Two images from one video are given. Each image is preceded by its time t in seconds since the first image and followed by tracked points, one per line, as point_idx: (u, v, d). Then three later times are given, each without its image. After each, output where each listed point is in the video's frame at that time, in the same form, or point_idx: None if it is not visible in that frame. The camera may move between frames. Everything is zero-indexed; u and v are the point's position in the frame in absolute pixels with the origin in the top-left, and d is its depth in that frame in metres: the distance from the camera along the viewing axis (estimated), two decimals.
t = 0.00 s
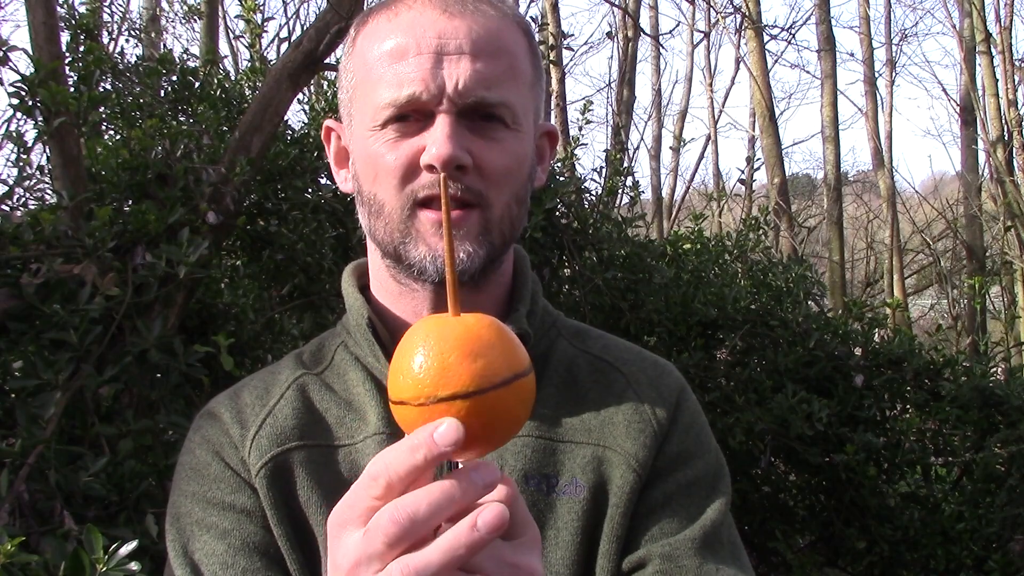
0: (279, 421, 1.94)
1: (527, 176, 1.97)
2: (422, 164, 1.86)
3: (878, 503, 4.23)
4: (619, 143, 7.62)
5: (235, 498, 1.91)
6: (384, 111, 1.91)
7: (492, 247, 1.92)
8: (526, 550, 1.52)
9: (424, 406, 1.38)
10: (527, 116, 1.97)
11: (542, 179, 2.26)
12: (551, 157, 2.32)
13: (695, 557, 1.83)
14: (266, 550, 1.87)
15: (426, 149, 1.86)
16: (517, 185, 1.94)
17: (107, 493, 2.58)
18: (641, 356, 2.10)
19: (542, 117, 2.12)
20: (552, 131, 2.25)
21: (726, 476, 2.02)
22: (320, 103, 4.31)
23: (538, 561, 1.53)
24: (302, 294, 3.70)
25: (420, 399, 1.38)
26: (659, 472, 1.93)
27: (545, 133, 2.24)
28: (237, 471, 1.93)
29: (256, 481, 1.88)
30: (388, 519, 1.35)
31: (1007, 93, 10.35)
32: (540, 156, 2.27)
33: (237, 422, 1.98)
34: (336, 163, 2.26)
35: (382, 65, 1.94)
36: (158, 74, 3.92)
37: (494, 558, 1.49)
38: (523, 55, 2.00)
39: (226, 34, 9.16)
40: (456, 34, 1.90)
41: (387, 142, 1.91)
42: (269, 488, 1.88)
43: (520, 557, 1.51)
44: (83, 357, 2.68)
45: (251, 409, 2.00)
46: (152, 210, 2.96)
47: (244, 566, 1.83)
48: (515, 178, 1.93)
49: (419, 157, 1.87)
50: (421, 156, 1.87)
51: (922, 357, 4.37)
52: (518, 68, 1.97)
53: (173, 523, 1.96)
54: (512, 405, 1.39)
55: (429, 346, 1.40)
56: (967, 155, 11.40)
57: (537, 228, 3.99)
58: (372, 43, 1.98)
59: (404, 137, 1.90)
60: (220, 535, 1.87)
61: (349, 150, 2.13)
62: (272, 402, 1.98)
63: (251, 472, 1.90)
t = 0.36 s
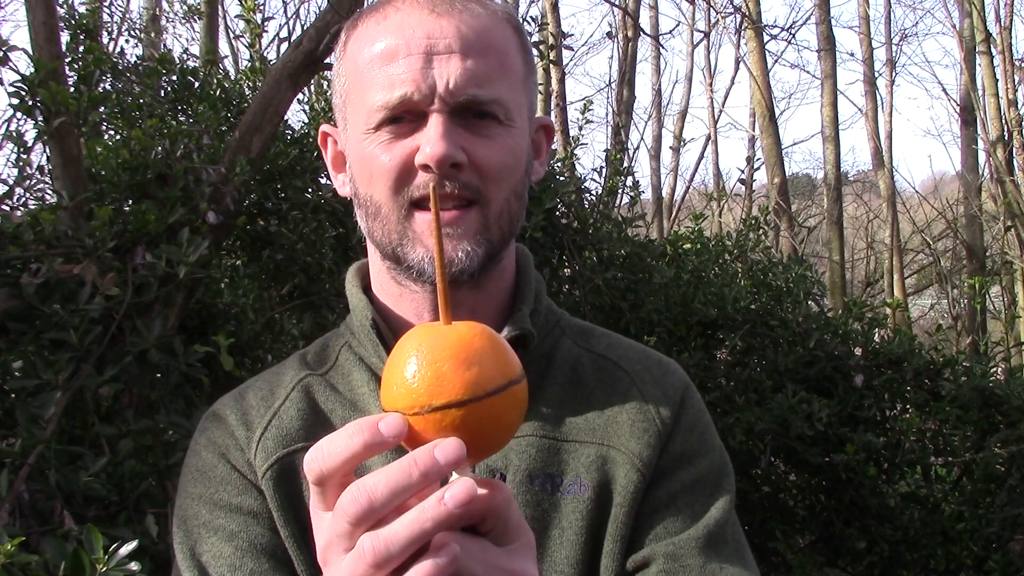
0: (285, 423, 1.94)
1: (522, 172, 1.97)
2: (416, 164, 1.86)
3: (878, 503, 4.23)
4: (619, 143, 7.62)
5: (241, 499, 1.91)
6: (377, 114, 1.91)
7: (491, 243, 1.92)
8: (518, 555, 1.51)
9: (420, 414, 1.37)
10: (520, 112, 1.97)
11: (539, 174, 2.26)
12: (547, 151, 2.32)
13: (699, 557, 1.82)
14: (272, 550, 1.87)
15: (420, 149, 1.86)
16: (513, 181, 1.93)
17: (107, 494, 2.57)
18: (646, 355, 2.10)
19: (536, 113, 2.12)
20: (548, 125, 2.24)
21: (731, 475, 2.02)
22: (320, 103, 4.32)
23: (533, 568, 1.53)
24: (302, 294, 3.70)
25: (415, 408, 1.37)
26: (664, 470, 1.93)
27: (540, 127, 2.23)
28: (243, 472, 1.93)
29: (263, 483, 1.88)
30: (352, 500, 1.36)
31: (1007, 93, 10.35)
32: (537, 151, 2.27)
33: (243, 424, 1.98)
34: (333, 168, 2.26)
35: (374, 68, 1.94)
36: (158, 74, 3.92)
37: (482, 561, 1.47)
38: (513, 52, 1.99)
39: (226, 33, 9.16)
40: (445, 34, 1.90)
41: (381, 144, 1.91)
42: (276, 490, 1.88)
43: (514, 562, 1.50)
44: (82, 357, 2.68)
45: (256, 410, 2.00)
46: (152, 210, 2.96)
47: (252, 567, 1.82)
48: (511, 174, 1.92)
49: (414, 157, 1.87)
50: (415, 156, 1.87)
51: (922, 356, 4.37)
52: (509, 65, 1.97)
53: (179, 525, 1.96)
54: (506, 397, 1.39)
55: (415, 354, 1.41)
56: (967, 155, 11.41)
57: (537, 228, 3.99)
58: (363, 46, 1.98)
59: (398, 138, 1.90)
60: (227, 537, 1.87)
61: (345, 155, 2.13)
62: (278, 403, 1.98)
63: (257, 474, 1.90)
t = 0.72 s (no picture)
0: (286, 420, 1.94)
1: (525, 167, 1.97)
2: (420, 160, 1.87)
3: (878, 503, 4.23)
4: (619, 143, 7.62)
5: (242, 498, 1.91)
6: (379, 109, 1.91)
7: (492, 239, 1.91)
8: (532, 547, 1.55)
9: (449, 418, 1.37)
10: (522, 107, 1.98)
11: (540, 173, 2.26)
12: (548, 150, 2.32)
13: (707, 551, 1.82)
14: (274, 548, 1.87)
15: (423, 144, 1.87)
16: (516, 176, 1.93)
17: (107, 494, 2.57)
18: (649, 351, 2.10)
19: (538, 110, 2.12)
20: (548, 124, 2.25)
21: (736, 470, 2.02)
22: (320, 103, 4.32)
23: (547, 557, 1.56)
24: (302, 294, 3.69)
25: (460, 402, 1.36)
26: (669, 465, 1.93)
27: (541, 126, 2.23)
28: (245, 471, 1.93)
29: (264, 481, 1.88)
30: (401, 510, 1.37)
31: (1007, 93, 10.35)
32: (538, 149, 2.27)
33: (245, 422, 1.98)
34: (335, 168, 2.26)
35: (376, 64, 1.94)
36: (158, 74, 3.92)
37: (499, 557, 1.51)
38: (514, 48, 1.99)
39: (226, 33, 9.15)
40: (448, 28, 1.90)
41: (385, 140, 1.91)
42: (277, 488, 1.88)
43: (528, 555, 1.54)
44: (82, 357, 2.68)
45: (257, 408, 2.00)
46: (152, 210, 2.96)
47: (253, 567, 1.83)
48: (514, 169, 1.92)
49: (418, 153, 1.87)
50: (419, 151, 1.87)
51: (922, 357, 4.38)
52: (511, 61, 1.97)
53: (181, 524, 1.96)
54: (514, 337, 1.43)
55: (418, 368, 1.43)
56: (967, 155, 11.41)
57: (537, 228, 3.98)
58: (365, 42, 1.98)
59: (401, 134, 1.90)
60: (228, 536, 1.88)
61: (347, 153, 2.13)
62: (279, 401, 1.98)
63: (259, 472, 1.90)
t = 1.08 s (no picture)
0: (282, 407, 1.95)
1: (528, 154, 1.97)
2: (420, 141, 1.86)
3: (878, 503, 4.23)
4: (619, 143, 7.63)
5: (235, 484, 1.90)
6: (380, 94, 1.92)
7: (498, 224, 1.90)
8: (551, 556, 1.45)
9: (468, 421, 1.37)
10: (524, 95, 1.98)
11: (544, 167, 2.26)
12: (551, 148, 2.32)
13: (710, 553, 1.82)
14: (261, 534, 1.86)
15: (423, 127, 1.86)
16: (518, 162, 1.92)
17: (107, 493, 2.57)
18: (650, 350, 2.10)
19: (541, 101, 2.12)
20: (552, 120, 2.25)
21: (736, 470, 2.02)
22: (320, 103, 4.32)
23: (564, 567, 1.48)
24: (302, 293, 3.65)
25: (466, 409, 1.37)
26: (670, 465, 1.93)
27: (545, 121, 2.24)
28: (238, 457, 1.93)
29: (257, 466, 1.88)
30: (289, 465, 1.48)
31: (1007, 93, 10.35)
32: (541, 144, 2.27)
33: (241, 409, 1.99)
34: (335, 163, 2.26)
35: (376, 50, 1.96)
36: (158, 74, 3.92)
37: (520, 567, 1.40)
38: (516, 37, 2.01)
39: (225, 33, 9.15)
40: (448, 15, 1.92)
41: (384, 124, 1.91)
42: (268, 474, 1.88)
43: (546, 563, 1.44)
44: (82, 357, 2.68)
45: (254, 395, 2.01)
46: (152, 210, 2.96)
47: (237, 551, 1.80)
48: (516, 154, 1.91)
49: (417, 135, 1.87)
50: (418, 134, 1.86)
51: (922, 357, 4.38)
52: (512, 50, 1.99)
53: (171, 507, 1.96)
54: (537, 341, 1.42)
55: (435, 371, 1.43)
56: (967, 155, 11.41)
57: (537, 228, 3.98)
58: (366, 31, 2.00)
59: (401, 117, 1.90)
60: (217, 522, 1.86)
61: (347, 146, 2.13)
62: (276, 387, 2.00)
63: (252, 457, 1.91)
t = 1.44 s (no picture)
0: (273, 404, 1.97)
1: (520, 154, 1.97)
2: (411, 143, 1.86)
3: (878, 503, 4.23)
4: (619, 143, 7.63)
5: (222, 480, 1.90)
6: (371, 95, 1.91)
7: (487, 226, 1.90)
8: (537, 549, 1.48)
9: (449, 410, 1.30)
10: (516, 95, 1.97)
11: (537, 168, 2.26)
12: (543, 146, 2.33)
13: (708, 552, 1.81)
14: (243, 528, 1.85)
15: (415, 128, 1.86)
16: (510, 164, 1.93)
17: (107, 494, 2.57)
18: (646, 349, 2.10)
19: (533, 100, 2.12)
20: (544, 119, 2.25)
21: (735, 469, 2.01)
22: (321, 103, 4.32)
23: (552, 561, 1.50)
24: (301, 293, 3.67)
25: (448, 397, 1.30)
26: (666, 465, 1.93)
27: (535, 120, 2.24)
28: (228, 453, 1.93)
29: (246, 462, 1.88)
30: (261, 448, 1.35)
31: (1007, 93, 10.36)
32: (533, 143, 2.27)
33: (232, 406, 2.00)
34: (327, 163, 2.26)
35: (368, 51, 1.95)
36: (158, 74, 3.92)
37: (505, 555, 1.43)
38: (508, 37, 2.00)
39: (225, 33, 9.14)
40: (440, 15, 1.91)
41: (376, 126, 1.90)
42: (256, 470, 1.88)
43: (533, 557, 1.47)
44: (83, 357, 2.68)
45: (247, 394, 2.01)
46: (152, 210, 2.96)
47: (221, 544, 1.79)
48: (508, 156, 1.92)
49: (408, 137, 1.86)
50: (410, 135, 1.86)
51: (922, 357, 4.38)
52: (504, 49, 1.98)
53: (159, 503, 1.95)
54: (520, 328, 1.37)
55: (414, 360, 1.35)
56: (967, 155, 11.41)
57: (537, 228, 3.96)
58: (359, 30, 1.99)
59: (392, 119, 1.90)
60: (203, 516, 1.85)
61: (338, 145, 2.13)
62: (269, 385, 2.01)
63: (240, 452, 1.91)
